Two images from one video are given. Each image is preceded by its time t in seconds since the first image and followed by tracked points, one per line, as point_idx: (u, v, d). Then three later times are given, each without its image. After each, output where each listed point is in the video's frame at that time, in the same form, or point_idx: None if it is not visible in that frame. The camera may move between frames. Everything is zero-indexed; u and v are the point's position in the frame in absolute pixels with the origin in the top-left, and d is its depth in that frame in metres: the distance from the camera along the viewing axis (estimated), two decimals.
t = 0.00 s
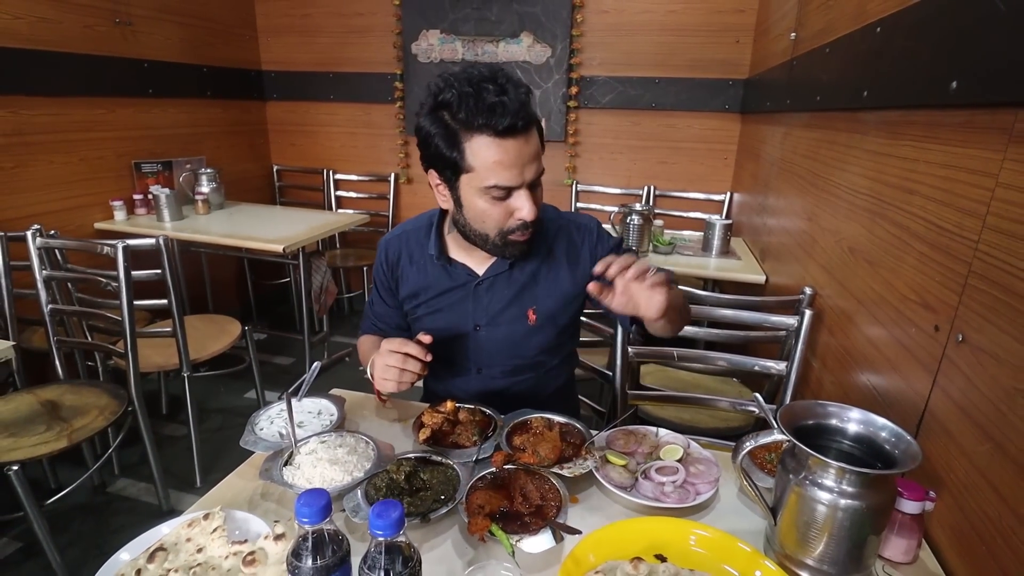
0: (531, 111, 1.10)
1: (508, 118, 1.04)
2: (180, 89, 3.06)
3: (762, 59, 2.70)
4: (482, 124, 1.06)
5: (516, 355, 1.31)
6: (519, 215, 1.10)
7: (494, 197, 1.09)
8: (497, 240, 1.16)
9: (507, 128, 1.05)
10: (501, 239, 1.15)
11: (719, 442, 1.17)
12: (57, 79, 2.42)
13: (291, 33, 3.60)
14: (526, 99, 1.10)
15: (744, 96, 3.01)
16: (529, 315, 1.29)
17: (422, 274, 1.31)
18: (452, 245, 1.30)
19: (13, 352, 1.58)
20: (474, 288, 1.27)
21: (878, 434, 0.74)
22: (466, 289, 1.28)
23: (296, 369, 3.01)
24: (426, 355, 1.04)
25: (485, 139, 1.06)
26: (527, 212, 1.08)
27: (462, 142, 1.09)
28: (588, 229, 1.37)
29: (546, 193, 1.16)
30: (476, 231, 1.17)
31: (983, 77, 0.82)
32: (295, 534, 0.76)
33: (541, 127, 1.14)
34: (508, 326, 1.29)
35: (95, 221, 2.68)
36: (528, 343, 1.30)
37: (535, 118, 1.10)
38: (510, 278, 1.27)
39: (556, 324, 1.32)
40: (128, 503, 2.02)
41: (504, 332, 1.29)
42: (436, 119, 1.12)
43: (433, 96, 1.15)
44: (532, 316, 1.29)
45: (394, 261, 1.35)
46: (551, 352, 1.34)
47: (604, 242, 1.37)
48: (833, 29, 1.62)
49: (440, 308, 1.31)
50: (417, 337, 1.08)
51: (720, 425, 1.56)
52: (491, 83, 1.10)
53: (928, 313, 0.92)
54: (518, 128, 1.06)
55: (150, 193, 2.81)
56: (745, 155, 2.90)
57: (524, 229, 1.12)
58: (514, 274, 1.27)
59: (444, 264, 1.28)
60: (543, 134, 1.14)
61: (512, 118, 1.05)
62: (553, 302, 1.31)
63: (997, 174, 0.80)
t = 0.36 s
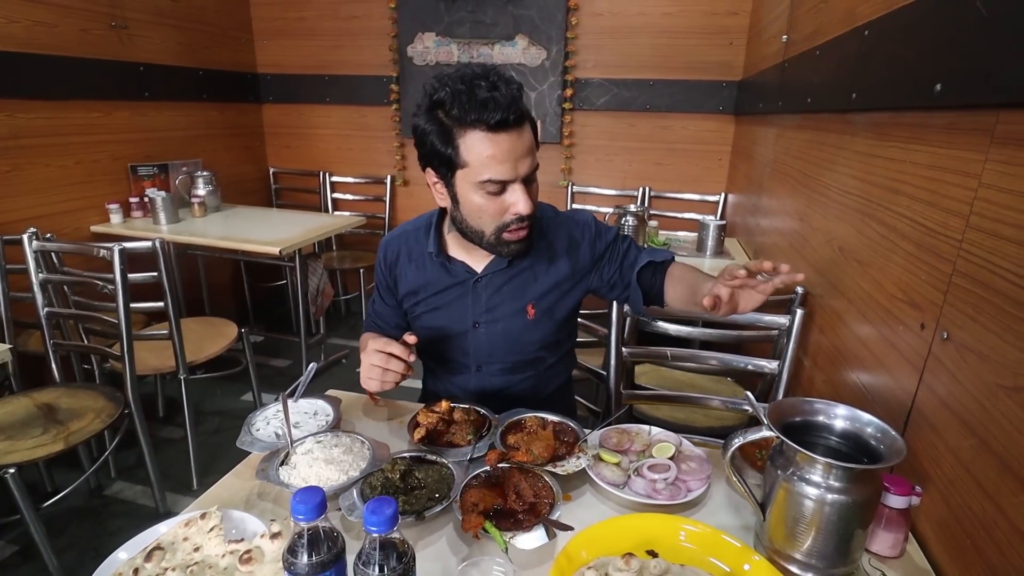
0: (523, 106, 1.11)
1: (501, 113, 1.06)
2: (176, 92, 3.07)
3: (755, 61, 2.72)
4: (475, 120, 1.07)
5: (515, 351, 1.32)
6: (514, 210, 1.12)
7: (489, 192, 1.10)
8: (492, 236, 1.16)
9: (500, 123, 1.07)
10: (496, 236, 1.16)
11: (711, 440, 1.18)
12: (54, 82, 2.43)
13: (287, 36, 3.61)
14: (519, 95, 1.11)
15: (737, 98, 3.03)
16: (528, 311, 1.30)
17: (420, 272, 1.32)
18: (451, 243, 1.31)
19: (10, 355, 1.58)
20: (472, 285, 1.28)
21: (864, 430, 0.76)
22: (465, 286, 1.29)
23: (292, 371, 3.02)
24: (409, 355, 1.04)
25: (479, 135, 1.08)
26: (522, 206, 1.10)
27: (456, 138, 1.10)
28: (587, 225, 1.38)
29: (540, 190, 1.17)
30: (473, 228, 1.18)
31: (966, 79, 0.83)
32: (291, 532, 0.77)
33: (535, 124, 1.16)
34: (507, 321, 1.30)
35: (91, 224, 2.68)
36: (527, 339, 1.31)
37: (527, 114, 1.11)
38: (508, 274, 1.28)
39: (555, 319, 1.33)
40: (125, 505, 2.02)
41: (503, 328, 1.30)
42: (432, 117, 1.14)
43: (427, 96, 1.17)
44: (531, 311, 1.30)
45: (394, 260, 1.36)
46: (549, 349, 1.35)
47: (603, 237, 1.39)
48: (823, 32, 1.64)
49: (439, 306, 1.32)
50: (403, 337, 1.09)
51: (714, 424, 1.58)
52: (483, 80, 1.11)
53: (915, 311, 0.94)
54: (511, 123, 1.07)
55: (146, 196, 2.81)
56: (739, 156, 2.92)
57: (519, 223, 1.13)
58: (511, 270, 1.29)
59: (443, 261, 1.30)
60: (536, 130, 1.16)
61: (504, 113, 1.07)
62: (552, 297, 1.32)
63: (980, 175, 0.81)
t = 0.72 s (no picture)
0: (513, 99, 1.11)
1: (480, 100, 1.06)
2: (167, 97, 3.06)
3: (743, 66, 2.75)
4: (456, 105, 1.09)
5: (513, 359, 1.33)
6: (487, 200, 1.11)
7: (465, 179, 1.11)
8: (464, 227, 1.16)
9: (482, 111, 1.08)
10: (467, 225, 1.15)
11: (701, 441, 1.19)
12: (43, 88, 2.42)
13: (279, 41, 3.61)
14: (511, 88, 1.12)
15: (726, 102, 3.06)
16: (527, 319, 1.31)
17: (420, 277, 1.33)
18: (450, 248, 1.31)
19: None
20: (471, 292, 1.29)
21: (849, 429, 0.77)
22: (464, 293, 1.30)
23: (285, 376, 3.01)
24: (414, 365, 1.06)
25: (459, 120, 1.09)
26: (492, 197, 1.09)
27: (440, 122, 1.13)
28: (587, 236, 1.39)
29: (524, 187, 1.15)
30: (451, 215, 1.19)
31: (945, 85, 0.85)
32: (283, 537, 0.78)
33: (530, 121, 1.15)
34: (506, 329, 1.31)
35: (82, 230, 2.67)
36: (525, 347, 1.32)
37: (516, 107, 1.11)
38: (507, 282, 1.29)
39: (553, 327, 1.34)
40: (116, 513, 2.01)
41: (501, 336, 1.31)
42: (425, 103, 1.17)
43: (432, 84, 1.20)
44: (530, 320, 1.31)
45: (393, 264, 1.37)
46: (547, 356, 1.36)
47: (603, 248, 1.40)
48: (809, 38, 1.66)
49: (438, 311, 1.32)
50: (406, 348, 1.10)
51: (704, 426, 1.59)
52: (479, 70, 1.13)
53: (898, 312, 0.96)
54: (492, 111, 1.08)
55: (136, 201, 2.80)
56: (729, 159, 2.95)
57: (489, 216, 1.12)
58: (511, 277, 1.29)
59: (443, 266, 1.30)
60: (529, 127, 1.15)
61: (484, 100, 1.07)
62: (551, 306, 1.33)
63: (959, 179, 0.83)
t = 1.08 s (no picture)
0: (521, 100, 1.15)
1: (488, 95, 1.10)
2: (163, 100, 3.06)
3: (738, 68, 2.77)
4: (463, 99, 1.12)
5: (509, 364, 1.33)
6: (486, 195, 1.15)
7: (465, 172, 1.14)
8: (460, 220, 1.19)
9: (489, 108, 1.11)
10: (463, 219, 1.18)
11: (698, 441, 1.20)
12: (39, 91, 2.41)
13: (275, 44, 3.61)
14: (520, 88, 1.15)
15: (721, 104, 3.08)
16: (525, 325, 1.32)
17: (419, 279, 1.33)
18: (450, 249, 1.32)
19: None
20: (470, 295, 1.30)
21: (844, 427, 0.78)
22: (462, 296, 1.30)
23: (282, 378, 3.01)
24: (414, 367, 1.05)
25: (466, 115, 1.13)
26: (490, 191, 1.13)
27: (446, 116, 1.16)
28: (588, 243, 1.41)
29: (525, 187, 1.19)
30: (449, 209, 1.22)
31: (937, 86, 0.86)
32: (284, 537, 0.78)
33: (537, 123, 1.19)
34: (503, 334, 1.31)
35: (77, 233, 2.66)
36: (521, 353, 1.33)
37: (524, 108, 1.14)
38: (506, 287, 1.30)
39: (549, 334, 1.35)
40: (114, 516, 2.00)
41: (498, 341, 1.31)
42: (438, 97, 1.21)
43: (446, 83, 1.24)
44: (527, 326, 1.32)
45: (393, 264, 1.37)
46: (542, 362, 1.37)
47: (603, 258, 1.41)
48: (802, 40, 1.68)
49: (436, 314, 1.33)
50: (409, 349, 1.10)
51: (701, 426, 1.60)
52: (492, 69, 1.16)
53: (892, 313, 0.97)
54: (500, 108, 1.12)
55: (132, 204, 2.80)
56: (724, 161, 2.97)
57: (486, 211, 1.15)
58: (509, 283, 1.30)
59: (443, 268, 1.31)
60: (536, 128, 1.18)
61: (491, 97, 1.11)
62: (549, 313, 1.34)
63: (951, 179, 0.84)
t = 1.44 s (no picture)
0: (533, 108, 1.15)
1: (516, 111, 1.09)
2: (163, 101, 3.07)
3: (738, 67, 2.77)
4: (489, 117, 1.09)
5: (513, 358, 1.34)
6: (521, 207, 1.14)
7: (496, 188, 1.12)
8: (494, 235, 1.17)
9: (515, 122, 1.10)
10: (497, 233, 1.17)
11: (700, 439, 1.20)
12: (40, 93, 2.42)
13: (275, 45, 3.61)
14: (529, 97, 1.15)
15: (721, 104, 3.08)
16: (527, 319, 1.32)
17: (418, 283, 1.33)
18: (448, 251, 1.32)
19: None
20: (471, 294, 1.30)
21: (846, 425, 0.79)
22: (464, 295, 1.30)
23: (283, 379, 3.01)
24: (420, 373, 1.05)
25: (492, 131, 1.10)
26: (530, 204, 1.13)
27: (467, 135, 1.12)
28: (580, 233, 1.41)
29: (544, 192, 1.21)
30: (474, 226, 1.18)
31: (938, 86, 0.87)
32: (289, 536, 0.78)
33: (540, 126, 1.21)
34: (505, 329, 1.32)
35: (78, 235, 2.67)
36: (526, 346, 1.33)
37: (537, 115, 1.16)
38: (507, 283, 1.30)
39: (552, 326, 1.36)
40: (116, 517, 2.01)
41: (502, 336, 1.32)
42: (443, 114, 1.15)
43: (439, 97, 1.17)
44: (529, 319, 1.33)
45: (389, 270, 1.37)
46: (546, 354, 1.38)
47: (597, 246, 1.42)
48: (803, 40, 1.68)
49: (438, 316, 1.33)
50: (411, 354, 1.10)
51: (704, 425, 1.60)
52: (498, 80, 1.14)
53: (895, 311, 0.97)
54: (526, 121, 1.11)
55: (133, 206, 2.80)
56: (724, 160, 2.97)
57: (523, 222, 1.15)
58: (509, 277, 1.30)
59: (441, 270, 1.31)
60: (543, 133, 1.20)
61: (516, 112, 1.10)
62: (549, 305, 1.35)
63: (952, 177, 0.85)
